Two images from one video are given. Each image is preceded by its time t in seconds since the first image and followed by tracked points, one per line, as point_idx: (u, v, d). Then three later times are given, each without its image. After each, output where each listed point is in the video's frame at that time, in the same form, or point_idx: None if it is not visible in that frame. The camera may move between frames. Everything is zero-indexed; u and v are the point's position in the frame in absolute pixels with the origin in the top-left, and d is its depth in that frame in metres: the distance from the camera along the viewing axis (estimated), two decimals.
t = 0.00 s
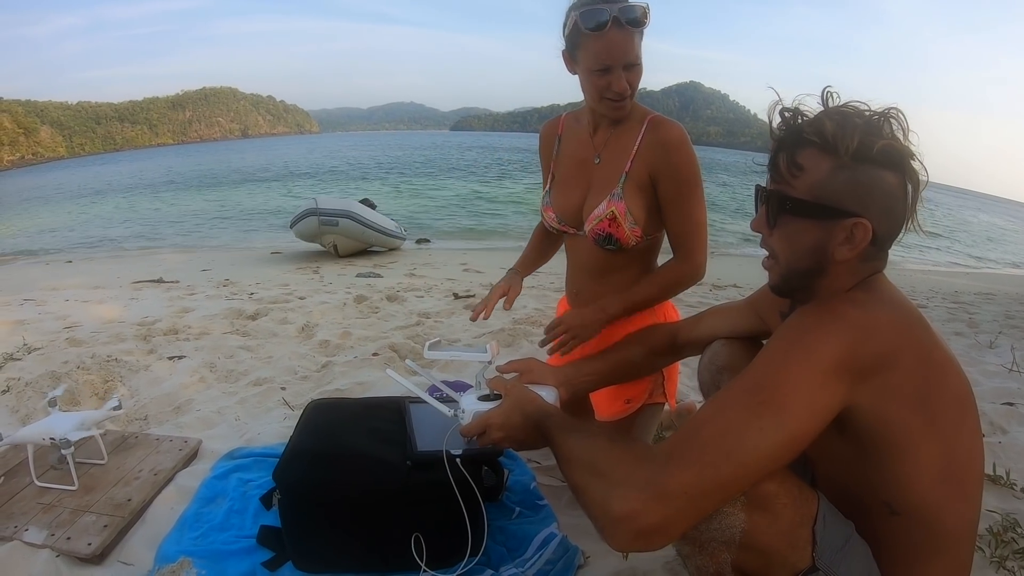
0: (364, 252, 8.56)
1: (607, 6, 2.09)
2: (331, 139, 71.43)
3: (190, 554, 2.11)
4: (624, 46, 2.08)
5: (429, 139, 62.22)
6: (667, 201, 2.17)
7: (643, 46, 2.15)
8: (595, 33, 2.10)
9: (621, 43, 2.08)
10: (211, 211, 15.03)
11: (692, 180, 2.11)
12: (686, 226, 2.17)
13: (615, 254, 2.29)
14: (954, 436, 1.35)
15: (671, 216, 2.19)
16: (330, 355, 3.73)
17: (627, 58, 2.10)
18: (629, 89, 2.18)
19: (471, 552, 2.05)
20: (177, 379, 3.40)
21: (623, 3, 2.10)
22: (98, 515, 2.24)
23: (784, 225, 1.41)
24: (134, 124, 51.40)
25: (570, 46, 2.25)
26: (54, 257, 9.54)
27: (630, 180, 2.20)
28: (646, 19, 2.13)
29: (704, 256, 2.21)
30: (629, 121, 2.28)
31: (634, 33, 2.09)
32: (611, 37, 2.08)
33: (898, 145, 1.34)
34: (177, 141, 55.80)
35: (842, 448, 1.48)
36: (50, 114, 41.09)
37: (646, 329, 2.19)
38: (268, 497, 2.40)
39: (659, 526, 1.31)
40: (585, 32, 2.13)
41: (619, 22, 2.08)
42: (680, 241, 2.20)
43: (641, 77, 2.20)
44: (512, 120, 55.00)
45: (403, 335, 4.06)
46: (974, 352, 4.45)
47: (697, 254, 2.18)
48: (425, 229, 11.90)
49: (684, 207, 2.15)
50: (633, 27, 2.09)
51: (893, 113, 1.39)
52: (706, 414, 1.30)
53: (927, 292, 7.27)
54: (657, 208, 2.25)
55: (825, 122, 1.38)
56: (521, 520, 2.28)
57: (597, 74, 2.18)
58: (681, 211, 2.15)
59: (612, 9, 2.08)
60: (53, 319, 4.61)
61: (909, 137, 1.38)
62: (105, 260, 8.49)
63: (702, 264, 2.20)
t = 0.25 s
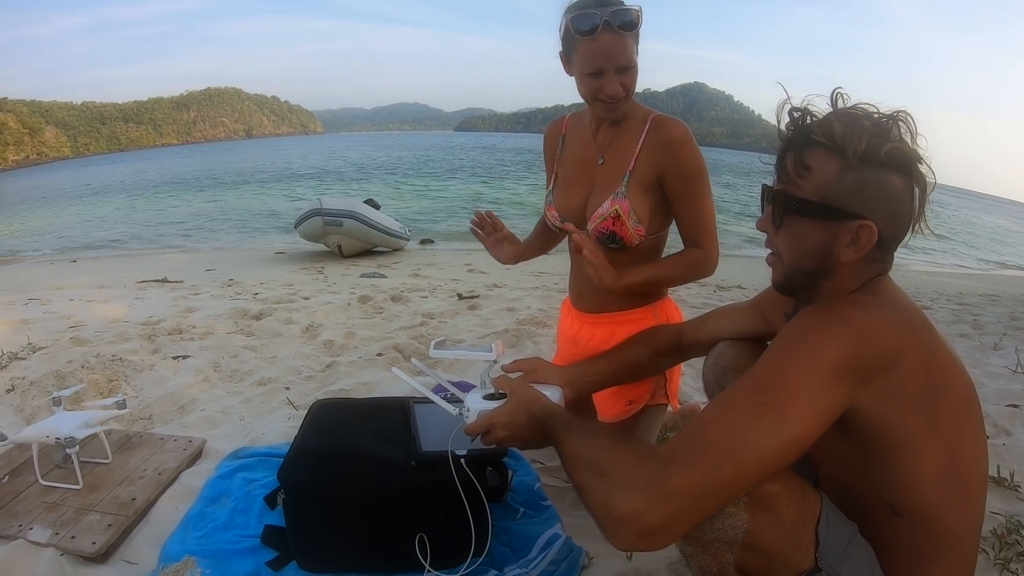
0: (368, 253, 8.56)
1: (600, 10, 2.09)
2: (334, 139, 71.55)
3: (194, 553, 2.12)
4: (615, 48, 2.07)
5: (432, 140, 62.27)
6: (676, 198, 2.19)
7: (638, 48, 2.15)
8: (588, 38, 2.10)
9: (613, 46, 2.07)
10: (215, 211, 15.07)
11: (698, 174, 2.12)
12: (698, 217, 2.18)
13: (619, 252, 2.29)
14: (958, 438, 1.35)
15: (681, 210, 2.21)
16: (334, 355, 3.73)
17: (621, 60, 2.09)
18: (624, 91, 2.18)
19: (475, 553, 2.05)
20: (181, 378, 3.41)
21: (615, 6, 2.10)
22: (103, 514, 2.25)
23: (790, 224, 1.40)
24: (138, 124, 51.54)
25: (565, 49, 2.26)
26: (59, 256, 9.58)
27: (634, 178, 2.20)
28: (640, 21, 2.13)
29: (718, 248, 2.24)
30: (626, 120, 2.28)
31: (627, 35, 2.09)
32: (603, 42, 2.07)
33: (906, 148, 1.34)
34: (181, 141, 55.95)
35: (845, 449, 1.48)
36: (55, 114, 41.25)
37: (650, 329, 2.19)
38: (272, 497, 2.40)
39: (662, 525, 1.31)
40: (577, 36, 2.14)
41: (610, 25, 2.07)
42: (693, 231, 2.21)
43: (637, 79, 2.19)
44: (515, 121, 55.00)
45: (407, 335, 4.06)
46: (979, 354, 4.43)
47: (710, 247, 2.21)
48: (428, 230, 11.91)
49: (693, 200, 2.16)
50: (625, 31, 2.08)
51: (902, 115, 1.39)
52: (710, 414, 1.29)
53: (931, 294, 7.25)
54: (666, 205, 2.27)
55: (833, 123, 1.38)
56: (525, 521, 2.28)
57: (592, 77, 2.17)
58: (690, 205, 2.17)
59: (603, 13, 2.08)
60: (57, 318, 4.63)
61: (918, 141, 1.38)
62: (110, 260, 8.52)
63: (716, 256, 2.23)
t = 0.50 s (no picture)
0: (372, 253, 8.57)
1: (607, 6, 2.10)
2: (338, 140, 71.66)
3: (199, 553, 2.12)
4: (625, 42, 2.08)
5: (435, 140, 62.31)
6: (678, 197, 2.19)
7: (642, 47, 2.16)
8: (596, 32, 2.10)
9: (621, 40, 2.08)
10: (219, 211, 15.10)
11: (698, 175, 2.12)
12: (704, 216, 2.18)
13: (622, 255, 2.29)
14: (964, 439, 1.34)
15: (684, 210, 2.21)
16: (339, 355, 3.73)
17: (628, 56, 2.09)
18: (629, 88, 2.17)
19: (480, 553, 2.05)
20: (185, 378, 3.41)
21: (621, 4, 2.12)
22: (108, 513, 2.25)
23: (797, 225, 1.40)
24: (142, 125, 51.68)
25: (568, 51, 2.25)
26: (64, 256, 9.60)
27: (633, 180, 2.20)
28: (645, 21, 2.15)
29: (724, 241, 2.23)
30: (626, 121, 2.27)
31: (633, 32, 2.10)
32: (612, 36, 2.08)
33: (914, 149, 1.33)
34: (185, 141, 56.10)
35: (852, 450, 1.47)
36: (60, 115, 41.39)
37: (656, 329, 2.18)
38: (277, 497, 2.40)
39: (669, 525, 1.30)
40: (584, 32, 2.13)
41: (619, 21, 2.09)
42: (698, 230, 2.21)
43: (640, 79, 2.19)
44: (518, 121, 55.00)
45: (412, 335, 4.06)
46: (984, 355, 4.42)
47: (716, 241, 2.21)
48: (432, 230, 11.91)
49: (694, 199, 2.16)
50: (632, 27, 2.10)
51: (910, 115, 1.39)
52: (717, 414, 1.29)
53: (936, 294, 7.22)
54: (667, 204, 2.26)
55: (840, 124, 1.38)
56: (530, 521, 2.27)
57: (596, 74, 2.16)
58: (694, 205, 2.17)
59: (611, 8, 2.10)
60: (62, 318, 4.64)
61: (926, 142, 1.37)
62: (114, 260, 8.54)
63: (723, 250, 2.23)
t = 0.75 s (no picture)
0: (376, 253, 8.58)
1: (605, 9, 2.10)
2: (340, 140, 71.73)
3: (204, 553, 2.13)
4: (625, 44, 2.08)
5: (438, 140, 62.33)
6: (681, 196, 2.19)
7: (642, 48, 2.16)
8: (595, 36, 2.10)
9: (620, 42, 2.08)
10: (223, 211, 15.12)
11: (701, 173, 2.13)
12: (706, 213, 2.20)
13: (625, 254, 2.28)
14: (970, 440, 1.34)
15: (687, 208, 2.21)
16: (343, 355, 3.74)
17: (628, 58, 2.09)
18: (631, 90, 2.17)
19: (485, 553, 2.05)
20: (190, 377, 3.42)
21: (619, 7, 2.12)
22: (112, 512, 2.26)
23: (800, 228, 1.40)
24: (146, 125, 51.80)
25: (568, 55, 2.25)
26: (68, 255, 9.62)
27: (636, 180, 2.20)
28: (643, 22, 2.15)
29: (726, 240, 2.24)
30: (629, 121, 2.27)
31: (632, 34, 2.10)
32: (610, 39, 2.08)
33: (914, 147, 1.33)
34: (188, 141, 56.21)
35: (858, 451, 1.47)
36: (64, 115, 41.51)
37: (662, 329, 2.18)
38: (282, 496, 2.41)
39: (676, 525, 1.30)
40: (584, 36, 2.13)
41: (617, 23, 2.09)
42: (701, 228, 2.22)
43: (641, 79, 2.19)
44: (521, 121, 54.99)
45: (416, 335, 4.07)
46: (989, 356, 4.40)
47: (720, 240, 2.22)
48: (436, 230, 11.92)
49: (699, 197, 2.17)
50: (630, 29, 2.10)
51: (909, 112, 1.38)
52: (724, 414, 1.29)
53: (940, 295, 7.21)
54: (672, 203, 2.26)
55: (838, 126, 1.38)
56: (535, 522, 2.27)
57: (597, 77, 2.16)
58: (696, 203, 2.18)
59: (610, 11, 2.10)
60: (67, 317, 4.65)
61: (927, 139, 1.37)
62: (119, 260, 8.56)
63: (726, 249, 2.23)
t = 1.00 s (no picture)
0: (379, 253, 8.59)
1: (606, 22, 2.08)
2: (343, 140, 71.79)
3: (207, 553, 2.13)
4: (624, 59, 2.06)
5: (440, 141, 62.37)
6: (679, 201, 2.19)
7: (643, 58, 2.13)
8: (595, 50, 2.08)
9: (620, 58, 2.06)
10: (225, 211, 15.14)
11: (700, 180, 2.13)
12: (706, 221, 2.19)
13: (624, 257, 2.29)
14: (974, 442, 1.34)
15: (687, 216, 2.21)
16: (346, 356, 3.74)
17: (628, 72, 2.08)
18: (631, 101, 2.16)
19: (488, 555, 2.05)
20: (192, 378, 3.43)
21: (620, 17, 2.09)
22: (115, 512, 2.26)
23: (805, 230, 1.40)
24: (148, 125, 51.89)
25: (570, 62, 2.24)
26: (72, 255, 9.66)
27: (634, 184, 2.20)
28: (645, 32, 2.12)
29: (725, 244, 2.23)
30: (630, 129, 2.26)
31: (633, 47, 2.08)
32: (610, 53, 2.06)
33: (921, 151, 1.33)
34: (191, 141, 56.32)
35: (861, 453, 1.47)
36: (67, 115, 41.62)
37: (664, 331, 2.18)
38: (285, 496, 2.41)
39: (680, 526, 1.30)
40: (583, 49, 2.12)
41: (617, 36, 2.06)
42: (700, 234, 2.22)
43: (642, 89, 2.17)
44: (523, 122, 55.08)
45: (418, 336, 4.07)
46: (991, 357, 4.40)
47: (717, 242, 2.21)
48: (438, 231, 11.92)
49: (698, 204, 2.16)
50: (630, 43, 2.08)
51: (918, 117, 1.38)
52: (727, 415, 1.29)
53: (943, 297, 7.20)
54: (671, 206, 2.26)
55: (845, 128, 1.38)
56: (537, 523, 2.27)
57: (597, 90, 2.15)
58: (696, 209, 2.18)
59: (610, 23, 2.08)
60: (70, 317, 4.66)
61: (934, 142, 1.37)
62: (122, 260, 8.58)
63: (724, 253, 2.23)
